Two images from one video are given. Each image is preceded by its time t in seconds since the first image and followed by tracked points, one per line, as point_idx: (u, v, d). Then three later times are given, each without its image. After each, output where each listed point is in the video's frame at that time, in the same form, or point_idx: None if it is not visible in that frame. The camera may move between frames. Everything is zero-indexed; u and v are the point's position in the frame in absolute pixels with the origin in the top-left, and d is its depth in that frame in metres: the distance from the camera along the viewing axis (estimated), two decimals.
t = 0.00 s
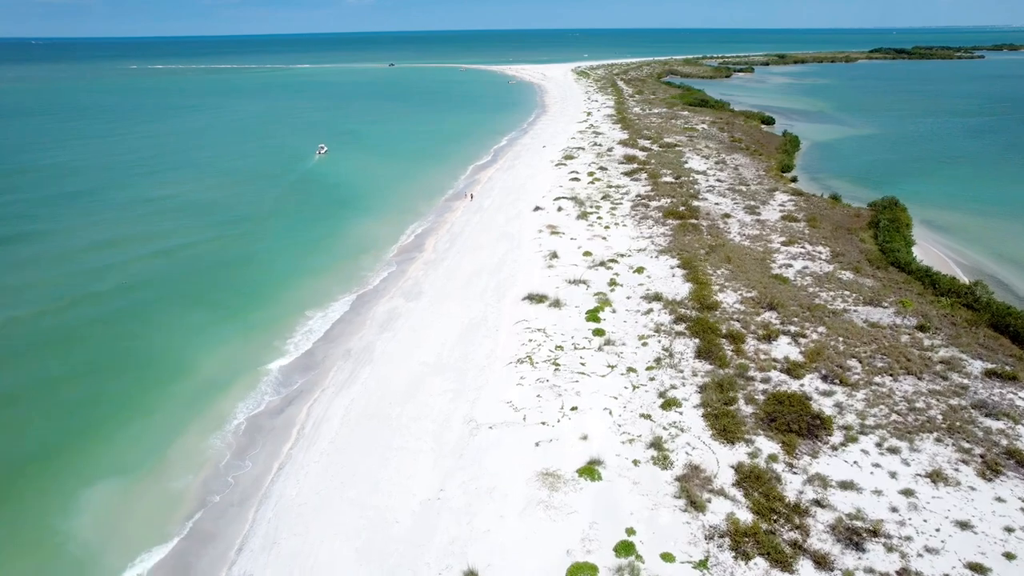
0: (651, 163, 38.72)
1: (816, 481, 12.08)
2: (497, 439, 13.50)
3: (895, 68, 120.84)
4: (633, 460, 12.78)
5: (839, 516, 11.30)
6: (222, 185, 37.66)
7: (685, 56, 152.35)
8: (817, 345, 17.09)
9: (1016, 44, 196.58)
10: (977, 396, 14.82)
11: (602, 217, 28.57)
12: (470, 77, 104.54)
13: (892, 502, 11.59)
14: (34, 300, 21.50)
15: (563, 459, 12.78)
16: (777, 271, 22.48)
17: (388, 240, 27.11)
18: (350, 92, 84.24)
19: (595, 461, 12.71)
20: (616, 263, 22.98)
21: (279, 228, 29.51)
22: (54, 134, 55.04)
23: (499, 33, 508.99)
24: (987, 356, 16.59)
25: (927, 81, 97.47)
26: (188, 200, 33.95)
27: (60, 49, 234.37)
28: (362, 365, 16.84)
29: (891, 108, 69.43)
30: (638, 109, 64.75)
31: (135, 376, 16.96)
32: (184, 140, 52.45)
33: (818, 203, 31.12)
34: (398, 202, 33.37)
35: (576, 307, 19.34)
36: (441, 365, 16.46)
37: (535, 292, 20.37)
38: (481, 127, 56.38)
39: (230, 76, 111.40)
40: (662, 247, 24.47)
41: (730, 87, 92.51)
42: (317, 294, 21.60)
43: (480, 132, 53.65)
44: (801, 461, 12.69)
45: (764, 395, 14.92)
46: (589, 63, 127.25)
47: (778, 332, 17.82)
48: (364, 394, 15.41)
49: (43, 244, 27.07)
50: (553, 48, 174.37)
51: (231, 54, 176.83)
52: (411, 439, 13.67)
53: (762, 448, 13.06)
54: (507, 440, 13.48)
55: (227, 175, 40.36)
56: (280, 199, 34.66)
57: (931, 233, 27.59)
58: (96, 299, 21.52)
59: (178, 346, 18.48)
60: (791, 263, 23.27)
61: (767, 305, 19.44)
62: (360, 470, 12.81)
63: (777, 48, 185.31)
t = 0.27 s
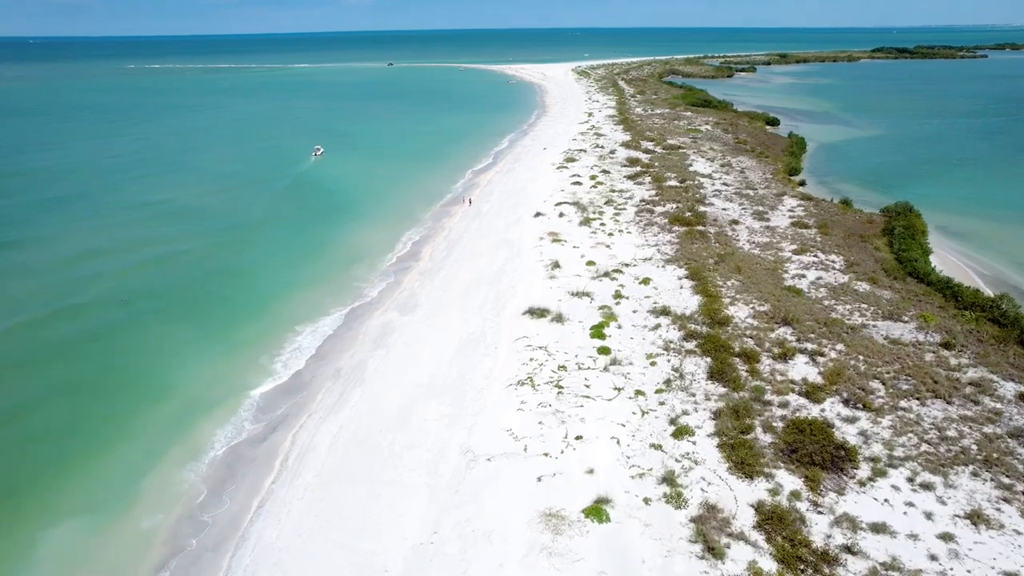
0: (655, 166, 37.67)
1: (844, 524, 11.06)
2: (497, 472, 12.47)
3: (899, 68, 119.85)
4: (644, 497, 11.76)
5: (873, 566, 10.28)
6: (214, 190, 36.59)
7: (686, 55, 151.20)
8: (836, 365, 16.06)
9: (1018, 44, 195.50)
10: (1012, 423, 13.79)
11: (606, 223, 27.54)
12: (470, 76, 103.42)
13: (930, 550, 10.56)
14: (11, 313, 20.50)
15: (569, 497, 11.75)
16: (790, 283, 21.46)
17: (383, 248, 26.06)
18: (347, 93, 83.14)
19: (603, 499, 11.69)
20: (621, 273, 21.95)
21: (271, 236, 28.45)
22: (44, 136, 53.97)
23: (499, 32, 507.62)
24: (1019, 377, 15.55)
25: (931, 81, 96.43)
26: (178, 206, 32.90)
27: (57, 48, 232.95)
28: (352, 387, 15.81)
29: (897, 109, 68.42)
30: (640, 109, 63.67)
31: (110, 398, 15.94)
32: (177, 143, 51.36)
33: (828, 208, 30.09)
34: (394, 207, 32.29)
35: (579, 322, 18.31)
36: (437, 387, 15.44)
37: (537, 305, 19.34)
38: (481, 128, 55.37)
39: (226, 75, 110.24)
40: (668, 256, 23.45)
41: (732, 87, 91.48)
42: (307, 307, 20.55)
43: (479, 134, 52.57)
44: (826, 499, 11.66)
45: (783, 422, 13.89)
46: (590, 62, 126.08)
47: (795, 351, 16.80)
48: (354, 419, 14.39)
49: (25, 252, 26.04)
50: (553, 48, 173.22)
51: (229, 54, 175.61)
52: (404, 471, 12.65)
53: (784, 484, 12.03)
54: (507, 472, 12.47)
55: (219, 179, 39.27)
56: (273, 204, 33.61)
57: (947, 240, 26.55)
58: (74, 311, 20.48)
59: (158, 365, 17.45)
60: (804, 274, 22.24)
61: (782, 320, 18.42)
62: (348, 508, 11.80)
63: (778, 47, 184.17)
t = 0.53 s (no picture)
0: (659, 170, 36.65)
1: None
2: (496, 513, 11.51)
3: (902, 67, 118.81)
4: (658, 545, 10.77)
5: None
6: (205, 194, 35.54)
7: (686, 54, 150.02)
8: (858, 388, 15.01)
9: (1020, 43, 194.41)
10: None
11: (610, 230, 26.53)
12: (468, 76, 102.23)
13: None
14: None
15: (575, 544, 10.78)
16: (805, 295, 20.44)
17: (376, 258, 25.00)
18: (344, 93, 81.99)
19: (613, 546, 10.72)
20: (627, 285, 20.94)
21: (261, 243, 27.38)
22: (34, 138, 52.87)
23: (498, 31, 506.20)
24: None
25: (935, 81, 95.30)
26: (166, 211, 31.80)
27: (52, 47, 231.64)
28: (341, 414, 14.81)
29: (902, 110, 67.36)
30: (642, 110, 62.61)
31: (83, 427, 14.92)
32: (169, 145, 50.28)
33: (839, 215, 29.06)
34: (390, 213, 31.27)
35: (584, 340, 17.31)
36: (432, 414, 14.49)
37: (538, 321, 18.34)
38: (480, 129, 54.32)
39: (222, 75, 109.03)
40: (675, 267, 22.43)
41: (734, 87, 90.39)
42: (294, 323, 19.48)
43: (479, 135, 51.51)
44: (857, 546, 10.65)
45: (806, 453, 12.86)
46: (590, 62, 124.96)
47: (813, 371, 15.77)
48: (343, 451, 13.45)
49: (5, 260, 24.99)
50: (553, 47, 172.09)
51: (226, 54, 174.04)
52: (395, 511, 11.71)
53: (811, 528, 11.00)
54: (507, 513, 11.51)
55: (211, 183, 38.18)
56: (264, 209, 32.56)
57: (965, 248, 25.50)
58: (48, 329, 19.40)
59: (134, 390, 16.41)
60: (818, 285, 21.23)
61: (798, 338, 17.39)
62: (334, 556, 10.86)
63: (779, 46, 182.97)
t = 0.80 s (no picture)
0: (664, 174, 35.62)
1: None
2: (494, 565, 10.56)
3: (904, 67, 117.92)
4: None
5: None
6: (196, 198, 34.51)
7: (687, 54, 148.97)
8: (885, 414, 13.96)
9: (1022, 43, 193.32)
10: None
11: (613, 238, 25.49)
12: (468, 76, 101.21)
13: None
14: None
15: None
16: (821, 310, 19.40)
17: (369, 266, 23.91)
18: (342, 93, 80.96)
19: None
20: (633, 299, 19.90)
21: (251, 248, 26.29)
22: (25, 139, 51.87)
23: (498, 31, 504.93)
24: None
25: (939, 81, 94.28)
26: (155, 215, 30.78)
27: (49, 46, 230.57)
28: (328, 446, 13.81)
29: (908, 110, 66.38)
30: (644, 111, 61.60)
31: (52, 462, 14.00)
32: (162, 146, 49.24)
33: (851, 221, 28.04)
34: (386, 218, 30.22)
35: (589, 361, 16.29)
36: (427, 447, 13.53)
37: (540, 340, 17.33)
38: (479, 130, 53.34)
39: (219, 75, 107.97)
40: (683, 279, 21.39)
41: (737, 87, 89.42)
42: (279, 340, 18.40)
43: (478, 136, 50.49)
44: None
45: (832, 491, 11.81)
46: (590, 61, 124.00)
47: (835, 395, 14.70)
48: (330, 491, 12.52)
49: None
50: (553, 47, 171.05)
51: (224, 53, 172.92)
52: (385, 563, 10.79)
53: None
54: (507, 564, 10.55)
55: (203, 186, 37.18)
56: (256, 213, 31.52)
57: (985, 257, 24.48)
58: (27, 345, 18.44)
59: (107, 418, 15.42)
60: (834, 299, 20.18)
61: (817, 358, 16.33)
62: None
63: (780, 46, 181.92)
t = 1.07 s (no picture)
0: (668, 178, 34.58)
1: None
2: None
3: (907, 67, 117.14)
4: None
5: None
6: (186, 203, 33.49)
7: (688, 54, 147.90)
8: (916, 445, 12.88)
9: None
10: None
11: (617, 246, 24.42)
12: (467, 76, 100.20)
13: None
14: None
15: None
16: (838, 326, 18.34)
17: (362, 277, 22.83)
18: (339, 94, 79.96)
19: None
20: (640, 314, 18.84)
21: (239, 258, 25.27)
22: (15, 141, 50.80)
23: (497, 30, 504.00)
24: None
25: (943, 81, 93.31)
26: (142, 221, 29.76)
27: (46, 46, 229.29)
28: (313, 479, 12.75)
29: (913, 111, 65.42)
30: (646, 112, 60.60)
31: (15, 495, 12.96)
32: (155, 149, 48.24)
33: (864, 228, 26.98)
34: (381, 226, 29.20)
35: (594, 384, 15.23)
36: (419, 482, 12.46)
37: (541, 360, 16.25)
38: (478, 132, 52.32)
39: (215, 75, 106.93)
40: (692, 291, 20.33)
41: (739, 87, 88.50)
42: (264, 360, 17.31)
43: (477, 138, 49.44)
44: None
45: (864, 537, 10.75)
46: (591, 61, 123.09)
47: (860, 423, 13.61)
48: (313, 534, 11.46)
49: None
50: (553, 46, 170.07)
51: (221, 53, 171.90)
52: None
53: None
54: None
55: (194, 191, 36.12)
56: (247, 220, 30.48)
57: (1007, 268, 23.43)
58: None
59: (81, 445, 14.38)
60: (852, 313, 19.11)
61: (838, 379, 15.24)
62: None
63: (781, 45, 180.92)
